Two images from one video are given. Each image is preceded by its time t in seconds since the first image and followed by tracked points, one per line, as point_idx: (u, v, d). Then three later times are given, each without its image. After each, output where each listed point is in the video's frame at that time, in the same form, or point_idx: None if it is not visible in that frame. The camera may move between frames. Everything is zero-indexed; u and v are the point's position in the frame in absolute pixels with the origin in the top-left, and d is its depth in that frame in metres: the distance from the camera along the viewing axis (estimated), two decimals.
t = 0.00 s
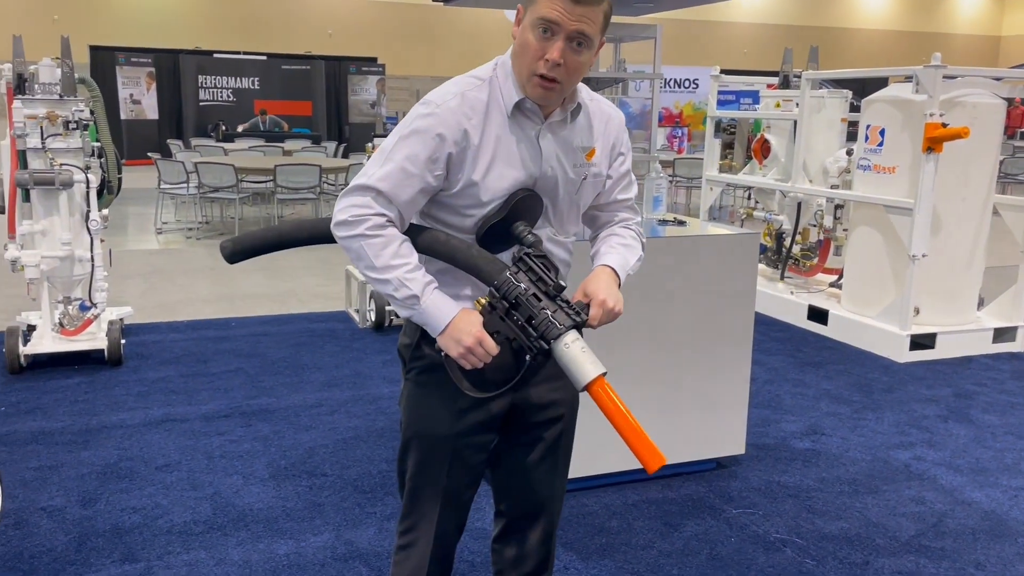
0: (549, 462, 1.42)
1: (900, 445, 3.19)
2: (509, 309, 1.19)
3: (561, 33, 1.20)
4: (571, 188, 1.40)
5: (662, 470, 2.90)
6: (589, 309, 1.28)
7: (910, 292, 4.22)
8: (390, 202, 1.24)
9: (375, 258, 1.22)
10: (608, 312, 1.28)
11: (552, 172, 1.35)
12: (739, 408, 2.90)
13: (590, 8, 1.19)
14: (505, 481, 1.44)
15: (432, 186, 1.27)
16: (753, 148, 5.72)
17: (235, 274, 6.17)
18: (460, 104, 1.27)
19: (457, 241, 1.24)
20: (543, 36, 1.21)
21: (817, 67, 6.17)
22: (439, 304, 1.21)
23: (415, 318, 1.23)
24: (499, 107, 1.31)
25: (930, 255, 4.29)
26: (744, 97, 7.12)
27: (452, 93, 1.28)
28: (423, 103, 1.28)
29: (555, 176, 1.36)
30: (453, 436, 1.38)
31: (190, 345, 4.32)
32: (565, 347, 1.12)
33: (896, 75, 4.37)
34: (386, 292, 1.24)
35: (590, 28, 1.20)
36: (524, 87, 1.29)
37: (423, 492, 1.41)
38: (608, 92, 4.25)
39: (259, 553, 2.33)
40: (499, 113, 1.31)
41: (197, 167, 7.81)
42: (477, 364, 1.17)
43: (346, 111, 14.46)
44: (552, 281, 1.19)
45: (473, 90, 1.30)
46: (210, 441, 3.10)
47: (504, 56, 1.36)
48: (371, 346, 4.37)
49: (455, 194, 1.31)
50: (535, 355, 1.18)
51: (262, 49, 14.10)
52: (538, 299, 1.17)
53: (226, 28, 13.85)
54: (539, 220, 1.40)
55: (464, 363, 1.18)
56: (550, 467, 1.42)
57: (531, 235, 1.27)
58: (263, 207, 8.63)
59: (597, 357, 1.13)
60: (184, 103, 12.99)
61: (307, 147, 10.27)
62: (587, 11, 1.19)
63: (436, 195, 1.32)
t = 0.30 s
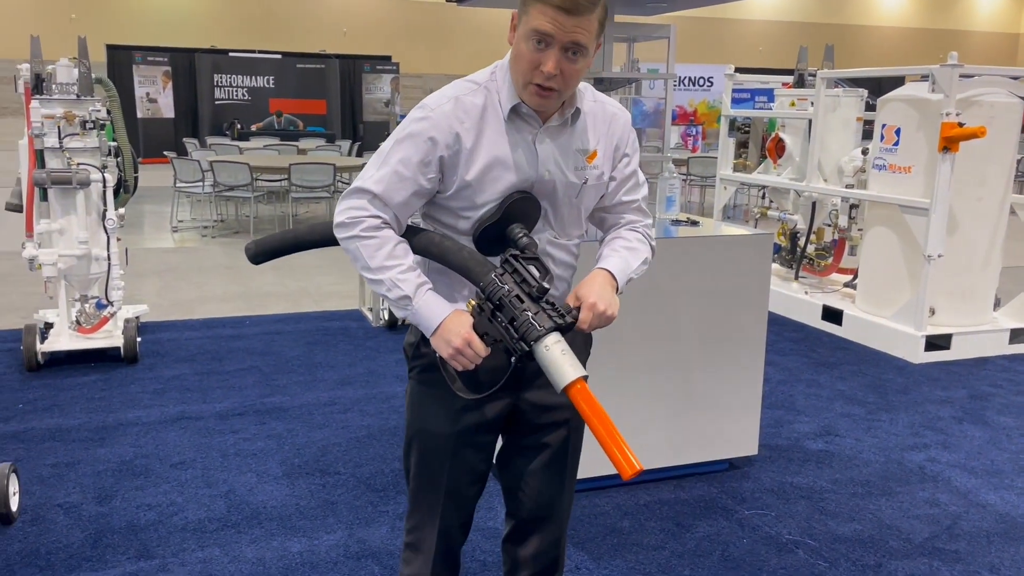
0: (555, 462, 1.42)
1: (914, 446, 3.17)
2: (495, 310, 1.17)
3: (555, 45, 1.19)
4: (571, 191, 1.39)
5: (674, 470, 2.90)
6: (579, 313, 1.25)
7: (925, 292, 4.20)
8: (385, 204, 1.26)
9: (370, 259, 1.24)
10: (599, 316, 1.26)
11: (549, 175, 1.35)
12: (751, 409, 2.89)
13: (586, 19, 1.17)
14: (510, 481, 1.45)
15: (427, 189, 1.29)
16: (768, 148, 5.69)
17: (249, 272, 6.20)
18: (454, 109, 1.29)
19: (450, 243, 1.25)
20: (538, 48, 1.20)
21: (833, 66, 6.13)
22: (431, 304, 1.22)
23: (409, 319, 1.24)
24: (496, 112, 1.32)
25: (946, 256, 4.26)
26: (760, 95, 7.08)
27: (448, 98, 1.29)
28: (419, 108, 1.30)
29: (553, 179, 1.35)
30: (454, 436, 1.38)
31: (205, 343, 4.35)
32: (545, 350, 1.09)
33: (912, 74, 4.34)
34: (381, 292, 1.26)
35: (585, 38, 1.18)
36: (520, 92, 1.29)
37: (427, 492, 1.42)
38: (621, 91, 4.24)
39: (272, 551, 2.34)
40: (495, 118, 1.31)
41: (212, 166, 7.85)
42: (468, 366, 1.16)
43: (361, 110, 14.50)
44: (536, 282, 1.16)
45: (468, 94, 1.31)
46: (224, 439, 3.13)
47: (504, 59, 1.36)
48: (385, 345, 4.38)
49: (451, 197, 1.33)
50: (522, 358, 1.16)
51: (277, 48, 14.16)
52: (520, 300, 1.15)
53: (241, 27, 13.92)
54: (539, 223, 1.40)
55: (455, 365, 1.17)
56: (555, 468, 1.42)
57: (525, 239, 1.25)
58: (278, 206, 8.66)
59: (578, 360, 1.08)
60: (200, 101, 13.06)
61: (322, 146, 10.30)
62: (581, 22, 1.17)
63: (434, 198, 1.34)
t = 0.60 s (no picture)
0: (559, 467, 1.41)
1: (929, 449, 3.15)
2: (487, 312, 1.15)
3: (532, 71, 1.17)
4: (564, 191, 1.38)
5: (686, 472, 2.89)
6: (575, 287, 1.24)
7: (940, 294, 4.16)
8: (378, 213, 1.26)
9: (364, 269, 1.24)
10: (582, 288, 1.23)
11: (540, 176, 1.34)
12: (764, 411, 2.88)
13: (563, 46, 1.15)
14: (515, 485, 1.45)
15: (418, 195, 1.29)
16: (782, 148, 5.66)
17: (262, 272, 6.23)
18: (441, 116, 1.29)
19: (443, 250, 1.24)
20: (516, 73, 1.18)
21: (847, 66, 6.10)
22: (424, 312, 1.20)
23: (404, 328, 1.23)
24: (483, 116, 1.31)
25: (962, 258, 4.23)
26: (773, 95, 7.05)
27: (433, 105, 1.30)
28: (407, 116, 1.31)
29: (544, 179, 1.35)
30: (455, 438, 1.38)
31: (218, 343, 4.37)
32: (539, 348, 1.07)
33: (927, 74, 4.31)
34: (376, 302, 1.25)
35: (560, 64, 1.16)
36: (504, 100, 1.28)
37: (430, 496, 1.41)
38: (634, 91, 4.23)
39: (285, 551, 2.35)
40: (482, 123, 1.31)
41: (226, 166, 7.88)
42: (466, 373, 1.14)
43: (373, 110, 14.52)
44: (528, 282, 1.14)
45: (454, 100, 1.31)
46: (238, 439, 3.14)
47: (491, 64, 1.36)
48: (397, 345, 4.39)
49: (444, 203, 1.33)
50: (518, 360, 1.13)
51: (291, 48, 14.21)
52: (513, 300, 1.13)
53: (255, 28, 13.97)
54: (535, 225, 1.40)
55: (454, 372, 1.15)
56: (559, 472, 1.41)
57: (519, 241, 1.25)
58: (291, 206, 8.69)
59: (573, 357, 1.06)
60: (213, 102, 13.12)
61: (335, 146, 10.32)
62: (557, 49, 1.15)
63: (427, 204, 1.34)
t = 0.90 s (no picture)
0: (567, 468, 1.42)
1: (941, 454, 3.14)
2: (495, 317, 1.16)
3: (506, 74, 1.17)
4: (552, 189, 1.36)
5: (696, 476, 2.88)
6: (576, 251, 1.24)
7: (953, 297, 4.14)
8: (376, 227, 1.27)
9: (366, 284, 1.23)
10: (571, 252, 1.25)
11: (528, 176, 1.33)
12: (774, 416, 2.87)
13: (534, 45, 1.15)
14: (522, 489, 1.45)
15: (412, 205, 1.29)
16: (793, 151, 5.64)
17: (273, 274, 6.24)
18: (427, 125, 1.29)
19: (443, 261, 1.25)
20: (492, 76, 1.18)
21: (860, 68, 6.07)
22: (432, 323, 1.20)
23: (410, 341, 1.22)
24: (467, 122, 1.31)
25: (975, 261, 4.21)
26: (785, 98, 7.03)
27: (419, 114, 1.30)
28: (394, 129, 1.31)
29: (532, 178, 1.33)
30: (462, 446, 1.38)
31: (230, 345, 4.39)
32: (551, 346, 1.09)
33: (939, 77, 4.29)
34: (379, 317, 1.25)
35: (533, 64, 1.16)
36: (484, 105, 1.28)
37: (440, 505, 1.41)
38: (645, 94, 4.23)
39: (296, 553, 2.36)
40: (467, 128, 1.31)
41: (238, 169, 7.91)
42: (480, 380, 1.15)
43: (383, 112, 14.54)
44: (533, 281, 1.16)
45: (439, 108, 1.31)
46: (249, 441, 3.15)
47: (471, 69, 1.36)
48: (407, 348, 4.40)
49: (437, 211, 1.33)
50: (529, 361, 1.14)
51: (302, 51, 14.26)
52: (520, 301, 1.15)
53: (266, 30, 14.02)
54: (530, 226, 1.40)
55: (466, 381, 1.16)
56: (566, 474, 1.42)
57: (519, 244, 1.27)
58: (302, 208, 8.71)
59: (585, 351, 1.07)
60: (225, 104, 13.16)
61: (345, 149, 10.34)
62: (529, 49, 1.15)
63: (423, 213, 1.34)
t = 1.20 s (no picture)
0: (573, 472, 1.42)
1: (950, 460, 3.13)
2: (503, 332, 1.16)
3: (492, 70, 1.19)
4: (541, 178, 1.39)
5: (704, 481, 2.88)
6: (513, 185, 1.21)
7: (963, 303, 4.15)
8: (378, 236, 1.26)
9: (373, 299, 1.22)
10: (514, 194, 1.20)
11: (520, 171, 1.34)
12: (783, 421, 2.87)
13: (516, 39, 1.16)
14: (529, 495, 1.45)
15: (413, 209, 1.30)
16: (802, 156, 5.64)
17: (283, 278, 6.27)
18: (421, 130, 1.31)
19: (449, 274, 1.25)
20: (478, 74, 1.20)
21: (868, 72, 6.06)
22: (442, 339, 1.21)
23: (419, 355, 1.23)
24: (460, 125, 1.33)
25: (985, 266, 4.20)
26: (794, 102, 7.02)
27: (412, 120, 1.32)
28: (390, 136, 1.32)
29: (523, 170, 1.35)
30: (471, 454, 1.38)
31: (240, 349, 4.41)
32: (562, 364, 1.07)
33: (948, 82, 4.28)
34: (386, 331, 1.24)
35: (519, 58, 1.18)
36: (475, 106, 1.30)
37: (449, 513, 1.41)
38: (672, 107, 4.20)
39: (305, 557, 2.37)
40: (461, 131, 1.33)
41: (247, 173, 7.94)
42: (488, 394, 1.17)
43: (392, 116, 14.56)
44: (540, 296, 1.14)
45: (432, 113, 1.33)
46: (259, 445, 3.16)
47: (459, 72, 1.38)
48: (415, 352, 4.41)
49: (438, 215, 1.34)
50: (540, 377, 1.13)
51: (311, 55, 14.31)
52: (528, 318, 1.13)
53: (276, 35, 14.07)
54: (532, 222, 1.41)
55: (474, 395, 1.17)
56: (573, 477, 1.43)
57: (525, 253, 1.24)
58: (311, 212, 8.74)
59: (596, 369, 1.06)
60: (235, 108, 13.21)
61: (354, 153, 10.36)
62: (515, 42, 1.16)
63: (423, 219, 1.35)
